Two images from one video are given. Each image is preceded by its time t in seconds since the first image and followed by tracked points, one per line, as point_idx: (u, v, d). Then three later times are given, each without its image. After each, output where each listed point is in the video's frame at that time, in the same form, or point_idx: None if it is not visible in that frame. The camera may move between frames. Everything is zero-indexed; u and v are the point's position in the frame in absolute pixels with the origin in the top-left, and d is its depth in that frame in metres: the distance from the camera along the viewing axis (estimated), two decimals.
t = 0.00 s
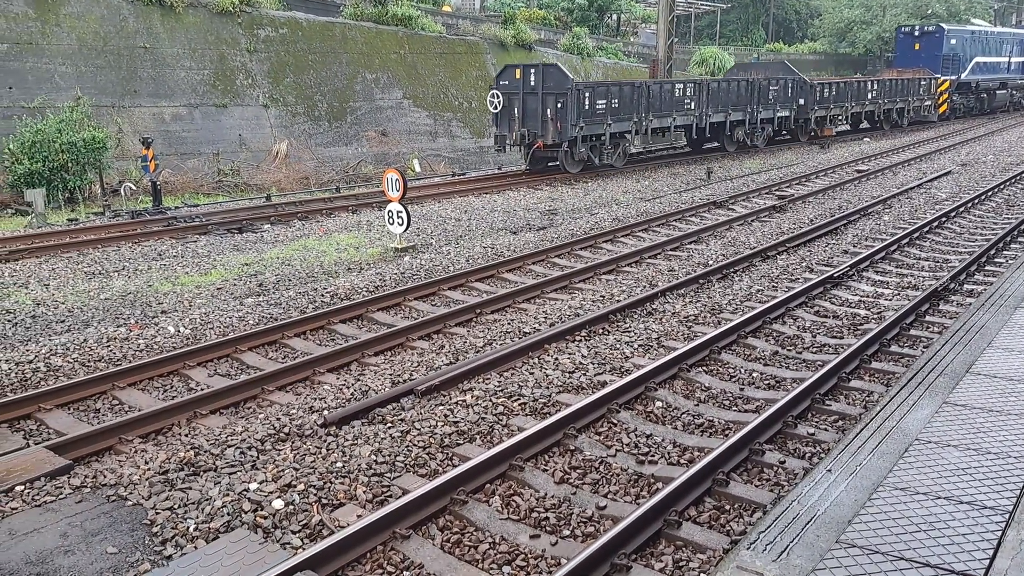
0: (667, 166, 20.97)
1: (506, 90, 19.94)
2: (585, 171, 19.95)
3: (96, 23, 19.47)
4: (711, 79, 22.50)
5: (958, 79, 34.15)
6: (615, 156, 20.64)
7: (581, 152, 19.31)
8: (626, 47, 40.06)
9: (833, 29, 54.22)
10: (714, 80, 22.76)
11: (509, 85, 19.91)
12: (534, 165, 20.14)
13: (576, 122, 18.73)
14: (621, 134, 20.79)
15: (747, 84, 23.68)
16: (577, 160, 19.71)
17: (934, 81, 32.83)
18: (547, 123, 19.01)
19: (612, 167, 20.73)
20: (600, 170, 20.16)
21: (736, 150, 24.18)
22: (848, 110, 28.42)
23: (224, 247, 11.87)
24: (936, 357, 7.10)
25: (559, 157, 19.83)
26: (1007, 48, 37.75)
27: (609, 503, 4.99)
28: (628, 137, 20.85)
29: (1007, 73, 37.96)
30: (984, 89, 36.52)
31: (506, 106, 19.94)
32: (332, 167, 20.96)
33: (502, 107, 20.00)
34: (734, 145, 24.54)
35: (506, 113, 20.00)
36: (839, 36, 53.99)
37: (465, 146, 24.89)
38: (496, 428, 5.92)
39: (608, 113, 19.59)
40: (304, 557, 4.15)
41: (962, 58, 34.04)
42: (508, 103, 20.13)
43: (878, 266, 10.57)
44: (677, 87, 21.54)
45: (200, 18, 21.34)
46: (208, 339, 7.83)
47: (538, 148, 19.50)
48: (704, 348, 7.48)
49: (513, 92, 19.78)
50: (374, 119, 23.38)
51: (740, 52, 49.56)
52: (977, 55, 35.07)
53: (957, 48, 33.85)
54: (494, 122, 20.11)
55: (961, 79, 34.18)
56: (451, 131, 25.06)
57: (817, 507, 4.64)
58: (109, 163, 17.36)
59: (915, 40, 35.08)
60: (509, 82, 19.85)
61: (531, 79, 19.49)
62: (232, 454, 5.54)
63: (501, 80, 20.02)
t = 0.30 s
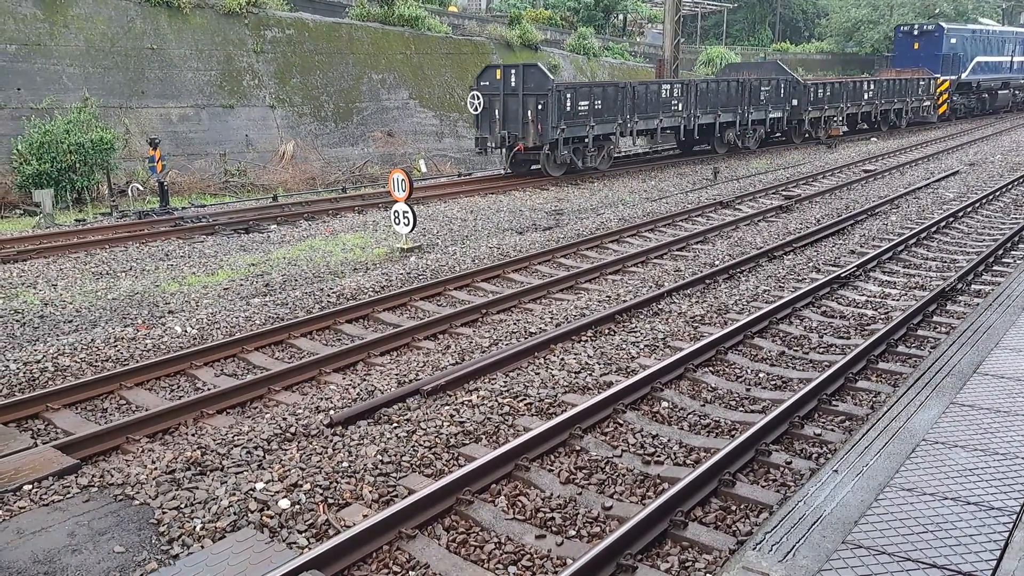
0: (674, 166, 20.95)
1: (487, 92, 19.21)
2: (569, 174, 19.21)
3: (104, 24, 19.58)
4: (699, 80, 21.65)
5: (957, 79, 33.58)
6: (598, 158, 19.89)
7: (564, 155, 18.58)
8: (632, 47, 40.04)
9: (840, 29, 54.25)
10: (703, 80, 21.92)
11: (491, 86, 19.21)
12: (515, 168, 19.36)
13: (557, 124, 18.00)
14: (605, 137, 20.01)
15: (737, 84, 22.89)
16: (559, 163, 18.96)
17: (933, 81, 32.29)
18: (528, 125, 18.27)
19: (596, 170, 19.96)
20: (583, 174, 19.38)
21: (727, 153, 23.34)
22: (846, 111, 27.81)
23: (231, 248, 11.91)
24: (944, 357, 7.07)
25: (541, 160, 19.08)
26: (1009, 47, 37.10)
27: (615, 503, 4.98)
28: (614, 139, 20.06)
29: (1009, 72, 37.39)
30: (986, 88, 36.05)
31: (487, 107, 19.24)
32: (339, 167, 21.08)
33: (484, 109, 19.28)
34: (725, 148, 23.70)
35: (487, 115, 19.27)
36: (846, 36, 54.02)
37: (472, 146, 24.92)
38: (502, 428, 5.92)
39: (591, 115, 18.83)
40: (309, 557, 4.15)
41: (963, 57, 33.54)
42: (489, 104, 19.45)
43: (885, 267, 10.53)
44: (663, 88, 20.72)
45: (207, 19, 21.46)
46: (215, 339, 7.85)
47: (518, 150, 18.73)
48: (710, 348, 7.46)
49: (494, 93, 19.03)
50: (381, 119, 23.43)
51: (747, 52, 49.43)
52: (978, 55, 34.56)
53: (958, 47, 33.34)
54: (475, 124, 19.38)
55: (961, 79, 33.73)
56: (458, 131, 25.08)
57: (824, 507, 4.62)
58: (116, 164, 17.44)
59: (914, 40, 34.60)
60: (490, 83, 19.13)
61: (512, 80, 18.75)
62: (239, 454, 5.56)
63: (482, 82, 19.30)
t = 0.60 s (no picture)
0: (678, 166, 20.97)
1: (465, 94, 18.83)
2: (548, 178, 18.70)
3: (111, 25, 19.50)
4: (684, 81, 21.21)
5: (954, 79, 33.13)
6: (580, 162, 19.38)
7: (542, 158, 18.08)
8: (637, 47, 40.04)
9: (844, 30, 54.30)
10: (688, 82, 21.49)
11: (469, 87, 18.84)
12: (493, 172, 18.90)
13: (535, 126, 17.54)
14: (587, 140, 19.54)
15: (725, 84, 22.43)
16: (538, 167, 18.45)
17: (930, 81, 31.87)
18: (505, 127, 17.83)
19: (578, 174, 19.46)
20: (564, 178, 18.89)
21: (715, 156, 22.84)
22: (838, 113, 27.39)
23: (236, 248, 11.94)
24: (949, 358, 7.05)
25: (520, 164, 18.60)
26: (1008, 46, 36.71)
27: (619, 504, 4.97)
28: (595, 142, 19.54)
29: (1009, 72, 36.99)
30: (986, 89, 35.66)
31: (464, 110, 18.85)
32: (343, 168, 21.23)
33: (462, 110, 18.86)
34: (713, 150, 23.20)
35: (465, 116, 18.85)
36: (851, 37, 54.10)
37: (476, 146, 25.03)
38: (506, 429, 5.93)
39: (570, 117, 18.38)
40: (313, 557, 4.16)
41: (961, 57, 33.18)
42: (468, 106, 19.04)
43: (890, 267, 10.51)
44: (646, 90, 20.28)
45: (212, 20, 21.33)
46: (219, 339, 7.87)
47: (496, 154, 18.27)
48: (715, 348, 7.46)
49: (472, 95, 18.64)
50: (385, 120, 23.72)
51: (752, 52, 49.36)
52: (977, 55, 34.11)
53: (955, 47, 33.00)
54: (453, 127, 18.97)
55: (960, 79, 33.36)
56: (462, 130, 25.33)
57: (829, 508, 4.61)
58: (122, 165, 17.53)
59: (911, 40, 34.26)
60: (467, 85, 18.76)
61: (490, 82, 18.35)
62: (244, 454, 5.57)
63: (461, 84, 18.94)
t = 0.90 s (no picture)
0: (679, 167, 20.96)
1: (438, 96, 18.07)
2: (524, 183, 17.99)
3: (114, 27, 19.53)
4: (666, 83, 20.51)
5: (948, 81, 32.47)
6: (557, 166, 18.65)
7: (518, 162, 17.37)
8: (639, 49, 40.03)
9: (846, 31, 54.43)
10: (669, 83, 20.84)
11: (442, 89, 18.11)
12: (468, 176, 18.28)
13: (509, 129, 16.81)
14: (565, 143, 18.79)
15: (709, 86, 21.74)
16: (514, 171, 17.74)
17: (923, 83, 31.18)
18: (478, 131, 17.10)
19: (554, 178, 18.74)
20: (540, 183, 18.15)
21: (700, 160, 22.12)
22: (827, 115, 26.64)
23: (238, 249, 11.95)
24: (951, 359, 7.03)
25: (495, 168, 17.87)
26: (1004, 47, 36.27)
27: (621, 505, 4.97)
28: (573, 146, 18.81)
29: (1004, 74, 36.46)
30: (981, 90, 35.09)
31: (437, 112, 18.07)
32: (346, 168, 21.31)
33: (436, 113, 18.05)
34: (697, 154, 22.47)
35: (439, 119, 18.04)
36: (852, 38, 54.30)
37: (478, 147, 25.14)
38: (508, 429, 5.93)
39: (546, 120, 17.65)
40: (315, 558, 4.16)
41: (955, 58, 32.66)
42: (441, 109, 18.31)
43: (893, 267, 10.51)
44: (626, 92, 19.54)
45: (214, 22, 21.34)
46: (222, 340, 7.88)
47: (470, 158, 17.55)
48: (717, 349, 7.45)
49: (445, 98, 17.87)
50: (388, 121, 23.96)
51: (754, 53, 49.24)
52: (970, 56, 33.59)
53: (949, 48, 32.45)
54: (426, 130, 18.20)
55: (954, 81, 32.79)
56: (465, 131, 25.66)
57: (831, 509, 4.61)
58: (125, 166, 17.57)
59: (904, 41, 33.69)
60: (440, 87, 18.02)
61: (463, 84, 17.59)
62: (246, 455, 5.57)
63: (434, 86, 18.18)
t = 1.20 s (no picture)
0: (681, 168, 20.92)
1: (409, 98, 17.24)
2: (498, 188, 17.36)
3: (115, 28, 19.52)
4: (647, 85, 19.77)
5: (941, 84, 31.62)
6: (532, 171, 17.99)
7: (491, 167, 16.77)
8: (641, 50, 39.97)
9: (849, 32, 54.55)
10: (651, 85, 20.10)
11: (414, 90, 17.25)
12: (441, 180, 17.54)
13: (481, 134, 16.12)
14: (540, 146, 18.10)
15: (692, 88, 21.00)
16: (487, 176, 17.12)
17: (916, 85, 30.30)
18: (449, 134, 16.39)
19: (530, 183, 18.10)
20: (514, 188, 17.50)
21: (684, 164, 21.46)
22: (816, 118, 25.80)
23: (241, 250, 11.95)
24: (953, 360, 7.02)
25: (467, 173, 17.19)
26: (1000, 48, 35.50)
27: (624, 506, 4.97)
28: (548, 150, 18.14)
29: (1000, 75, 35.69)
30: (976, 92, 34.39)
31: (408, 116, 17.23)
32: (349, 170, 21.13)
33: (408, 116, 17.18)
34: (680, 158, 21.78)
35: (411, 123, 17.17)
36: (854, 39, 54.50)
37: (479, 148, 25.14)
38: (511, 431, 5.92)
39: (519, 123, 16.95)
40: (317, 560, 4.15)
41: (949, 61, 31.84)
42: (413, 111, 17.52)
43: (895, 269, 10.49)
44: (604, 94, 18.81)
45: (216, 23, 21.38)
46: (224, 341, 7.88)
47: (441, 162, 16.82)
48: (719, 351, 7.44)
49: (415, 99, 17.05)
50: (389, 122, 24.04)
51: (756, 54, 49.09)
52: (965, 57, 32.76)
53: (943, 49, 31.73)
54: (396, 133, 17.36)
55: (948, 83, 32.06)
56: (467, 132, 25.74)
57: (834, 510, 4.60)
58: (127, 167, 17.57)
59: (896, 42, 32.82)
60: (412, 89, 17.18)
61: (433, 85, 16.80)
62: (249, 456, 5.57)
63: (404, 87, 17.35)
